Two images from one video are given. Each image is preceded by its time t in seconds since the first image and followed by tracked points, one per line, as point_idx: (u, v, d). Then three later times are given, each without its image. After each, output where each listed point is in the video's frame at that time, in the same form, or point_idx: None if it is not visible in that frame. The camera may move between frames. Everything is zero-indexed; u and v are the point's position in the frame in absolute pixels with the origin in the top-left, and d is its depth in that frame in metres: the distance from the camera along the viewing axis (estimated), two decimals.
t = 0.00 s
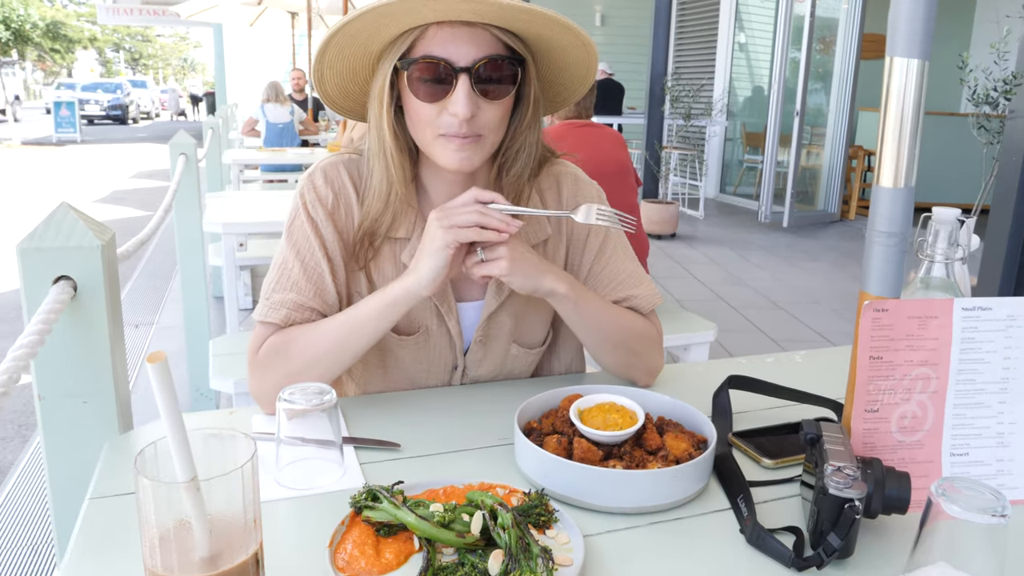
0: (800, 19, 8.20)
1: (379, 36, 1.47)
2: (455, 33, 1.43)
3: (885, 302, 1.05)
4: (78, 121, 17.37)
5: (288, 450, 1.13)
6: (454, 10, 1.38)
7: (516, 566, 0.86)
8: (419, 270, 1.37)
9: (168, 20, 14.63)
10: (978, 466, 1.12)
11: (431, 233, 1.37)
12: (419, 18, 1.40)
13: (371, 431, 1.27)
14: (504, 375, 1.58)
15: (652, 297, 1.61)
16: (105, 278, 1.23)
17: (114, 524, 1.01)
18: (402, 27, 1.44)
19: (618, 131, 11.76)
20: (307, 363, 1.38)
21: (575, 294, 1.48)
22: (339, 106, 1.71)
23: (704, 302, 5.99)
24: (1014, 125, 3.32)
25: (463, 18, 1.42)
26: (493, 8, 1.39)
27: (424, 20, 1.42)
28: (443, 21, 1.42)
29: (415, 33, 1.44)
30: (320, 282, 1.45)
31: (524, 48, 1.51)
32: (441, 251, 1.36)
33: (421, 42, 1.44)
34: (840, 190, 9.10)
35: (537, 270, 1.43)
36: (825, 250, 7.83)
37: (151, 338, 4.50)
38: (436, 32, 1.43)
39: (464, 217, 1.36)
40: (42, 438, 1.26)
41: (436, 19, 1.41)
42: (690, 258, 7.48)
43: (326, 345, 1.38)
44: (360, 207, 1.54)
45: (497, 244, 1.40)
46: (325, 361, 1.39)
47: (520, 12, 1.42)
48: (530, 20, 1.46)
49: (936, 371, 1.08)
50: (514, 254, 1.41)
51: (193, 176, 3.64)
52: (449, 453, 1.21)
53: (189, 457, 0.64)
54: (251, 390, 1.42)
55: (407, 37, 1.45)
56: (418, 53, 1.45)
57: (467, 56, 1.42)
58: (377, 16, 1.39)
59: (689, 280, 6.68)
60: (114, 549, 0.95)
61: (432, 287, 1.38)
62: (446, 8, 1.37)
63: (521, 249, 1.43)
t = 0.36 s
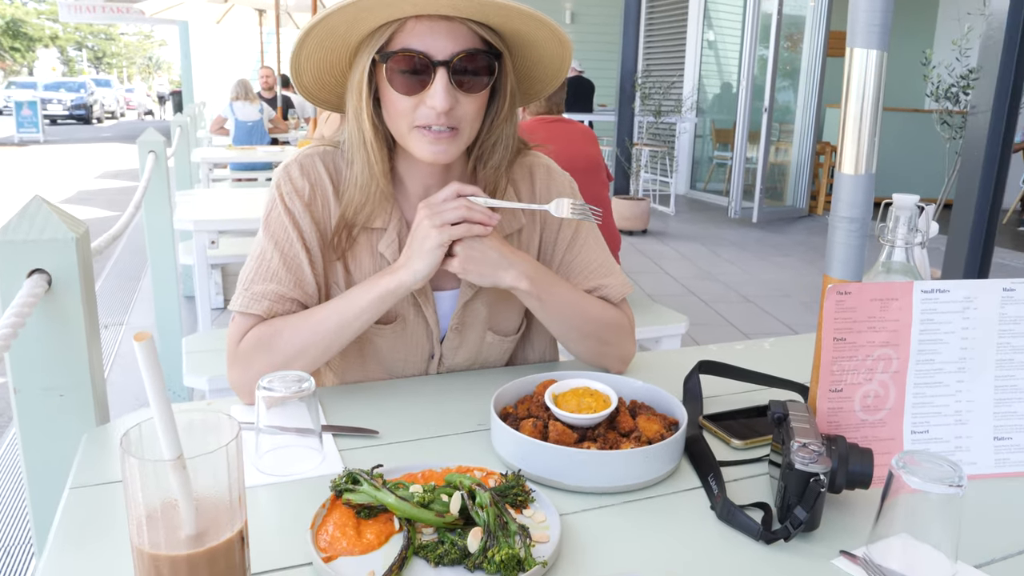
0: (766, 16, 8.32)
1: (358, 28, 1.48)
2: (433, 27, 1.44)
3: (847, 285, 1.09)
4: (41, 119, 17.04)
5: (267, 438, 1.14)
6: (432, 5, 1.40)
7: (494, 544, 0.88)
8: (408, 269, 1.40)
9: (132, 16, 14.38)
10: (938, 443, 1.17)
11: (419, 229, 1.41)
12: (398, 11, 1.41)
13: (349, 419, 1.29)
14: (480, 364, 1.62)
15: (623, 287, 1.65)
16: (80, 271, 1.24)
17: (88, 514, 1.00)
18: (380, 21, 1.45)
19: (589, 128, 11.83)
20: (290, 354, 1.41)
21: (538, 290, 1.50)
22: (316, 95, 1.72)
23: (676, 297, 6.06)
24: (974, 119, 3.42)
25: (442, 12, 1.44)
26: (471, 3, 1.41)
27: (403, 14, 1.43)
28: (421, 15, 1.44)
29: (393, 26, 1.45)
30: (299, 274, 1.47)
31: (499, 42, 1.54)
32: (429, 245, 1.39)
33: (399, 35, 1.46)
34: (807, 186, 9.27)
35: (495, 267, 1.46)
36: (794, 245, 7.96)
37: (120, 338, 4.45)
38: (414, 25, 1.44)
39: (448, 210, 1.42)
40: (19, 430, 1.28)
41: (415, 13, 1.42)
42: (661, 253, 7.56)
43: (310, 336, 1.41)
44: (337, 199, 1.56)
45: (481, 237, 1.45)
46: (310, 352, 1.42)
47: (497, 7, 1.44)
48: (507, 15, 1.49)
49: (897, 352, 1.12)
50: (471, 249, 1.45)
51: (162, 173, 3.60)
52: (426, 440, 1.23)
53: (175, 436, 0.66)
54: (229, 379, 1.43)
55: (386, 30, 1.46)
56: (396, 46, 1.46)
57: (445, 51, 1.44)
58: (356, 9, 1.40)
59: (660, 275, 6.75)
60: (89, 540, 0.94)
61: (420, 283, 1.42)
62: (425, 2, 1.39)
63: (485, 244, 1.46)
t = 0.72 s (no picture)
0: (765, 16, 8.34)
1: (363, 29, 1.50)
2: (436, 29, 1.46)
3: (846, 280, 1.11)
4: (41, 119, 17.04)
5: (277, 432, 1.16)
6: (436, 8, 1.42)
7: (501, 534, 0.90)
8: (412, 264, 1.42)
9: (131, 16, 14.39)
10: (937, 435, 1.19)
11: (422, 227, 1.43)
12: (402, 13, 1.43)
13: (356, 413, 1.31)
14: (484, 359, 1.65)
15: (626, 283, 1.66)
16: (90, 266, 1.27)
17: (96, 506, 1.01)
18: (384, 23, 1.47)
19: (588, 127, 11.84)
20: (296, 349, 1.42)
21: (544, 285, 1.52)
22: (324, 95, 1.74)
23: (676, 296, 6.08)
24: (972, 118, 3.44)
25: (446, 15, 1.45)
26: (473, 6, 1.42)
27: (407, 15, 1.45)
28: (424, 18, 1.46)
29: (397, 28, 1.47)
30: (306, 270, 1.49)
31: (502, 44, 1.55)
32: (434, 243, 1.41)
33: (403, 36, 1.47)
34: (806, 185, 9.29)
35: (502, 263, 1.48)
36: (793, 244, 7.98)
37: (121, 337, 4.46)
38: (418, 27, 1.46)
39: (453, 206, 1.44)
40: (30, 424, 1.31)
41: (418, 15, 1.44)
42: (660, 253, 7.58)
43: (316, 331, 1.42)
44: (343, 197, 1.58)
45: (486, 235, 1.47)
46: (315, 346, 1.43)
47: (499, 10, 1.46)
48: (510, 19, 1.50)
49: (896, 346, 1.14)
50: (476, 247, 1.46)
51: (164, 171, 3.61)
52: (431, 433, 1.24)
53: (193, 423, 0.68)
54: (236, 373, 1.46)
55: (390, 31, 1.48)
56: (400, 48, 1.48)
57: (448, 52, 1.46)
58: (360, 11, 1.42)
59: (660, 274, 6.77)
60: (96, 532, 0.95)
61: (424, 279, 1.43)
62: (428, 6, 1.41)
63: (491, 241, 1.47)
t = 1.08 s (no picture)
0: (765, 18, 8.34)
1: (366, 19, 1.52)
2: (437, 18, 1.48)
3: (844, 276, 1.12)
4: (42, 119, 17.07)
5: (279, 426, 1.17)
6: None
7: (501, 524, 0.91)
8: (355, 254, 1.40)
9: (132, 16, 14.41)
10: (934, 430, 1.20)
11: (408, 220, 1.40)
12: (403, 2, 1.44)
13: (356, 408, 1.32)
14: (485, 355, 1.66)
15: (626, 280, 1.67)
16: (93, 262, 1.28)
17: (99, 499, 1.02)
18: (385, 13, 1.48)
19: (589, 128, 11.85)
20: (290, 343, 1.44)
21: (549, 282, 1.53)
22: (331, 89, 1.77)
23: (676, 296, 6.09)
24: (972, 119, 3.44)
25: (446, 5, 1.47)
26: None
27: (407, 5, 1.46)
28: (424, 8, 1.47)
29: (398, 18, 1.49)
30: (303, 267, 1.51)
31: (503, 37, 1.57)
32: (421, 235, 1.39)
33: (404, 27, 1.49)
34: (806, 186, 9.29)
35: (511, 262, 1.47)
36: (793, 245, 7.98)
37: (123, 335, 4.47)
38: (418, 18, 1.48)
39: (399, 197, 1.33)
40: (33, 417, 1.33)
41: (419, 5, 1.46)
42: (660, 253, 7.59)
43: (311, 328, 1.43)
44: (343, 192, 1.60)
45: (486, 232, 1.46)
46: (312, 342, 1.45)
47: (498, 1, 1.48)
48: (511, 11, 1.53)
49: (894, 341, 1.15)
50: (490, 253, 1.42)
51: (166, 170, 3.63)
52: (431, 427, 1.25)
53: (197, 411, 0.70)
54: (239, 369, 1.49)
55: (392, 21, 1.49)
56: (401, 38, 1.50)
57: (448, 41, 1.47)
58: None
59: (660, 274, 6.78)
60: (100, 523, 0.96)
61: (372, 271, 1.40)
62: None
63: (502, 244, 1.45)
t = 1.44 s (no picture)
0: (766, 19, 8.36)
1: (367, 16, 1.54)
2: (434, 9, 1.51)
3: (840, 272, 1.13)
4: (46, 123, 17.14)
5: (280, 423, 1.19)
6: None
7: (500, 518, 0.92)
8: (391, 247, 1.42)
9: (136, 20, 14.49)
10: (931, 426, 1.21)
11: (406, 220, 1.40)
12: None
13: (358, 404, 1.33)
14: (487, 353, 1.67)
15: (625, 278, 1.69)
16: (99, 261, 1.30)
17: (102, 495, 1.02)
18: (385, 8, 1.51)
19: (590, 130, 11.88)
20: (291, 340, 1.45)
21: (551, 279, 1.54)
22: (335, 101, 1.78)
23: (677, 297, 6.10)
24: (972, 119, 3.44)
25: None
26: None
27: None
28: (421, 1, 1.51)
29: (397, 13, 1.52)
30: (308, 265, 1.52)
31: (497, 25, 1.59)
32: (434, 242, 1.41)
33: (404, 21, 1.52)
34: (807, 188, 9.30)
35: (517, 259, 1.48)
36: (794, 246, 7.98)
37: (126, 336, 4.49)
38: (417, 11, 1.51)
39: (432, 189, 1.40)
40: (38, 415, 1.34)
41: None
42: (661, 255, 7.60)
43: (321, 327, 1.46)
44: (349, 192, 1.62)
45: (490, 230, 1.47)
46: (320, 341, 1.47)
47: None
48: None
49: (889, 337, 1.16)
50: (498, 242, 1.46)
51: (169, 172, 3.65)
52: (432, 424, 1.26)
53: (200, 404, 0.71)
54: (241, 364, 1.50)
55: (392, 16, 1.52)
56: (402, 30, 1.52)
57: (445, 31, 1.49)
58: None
59: (661, 276, 6.79)
60: (104, 518, 0.97)
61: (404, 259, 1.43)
62: None
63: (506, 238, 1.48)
